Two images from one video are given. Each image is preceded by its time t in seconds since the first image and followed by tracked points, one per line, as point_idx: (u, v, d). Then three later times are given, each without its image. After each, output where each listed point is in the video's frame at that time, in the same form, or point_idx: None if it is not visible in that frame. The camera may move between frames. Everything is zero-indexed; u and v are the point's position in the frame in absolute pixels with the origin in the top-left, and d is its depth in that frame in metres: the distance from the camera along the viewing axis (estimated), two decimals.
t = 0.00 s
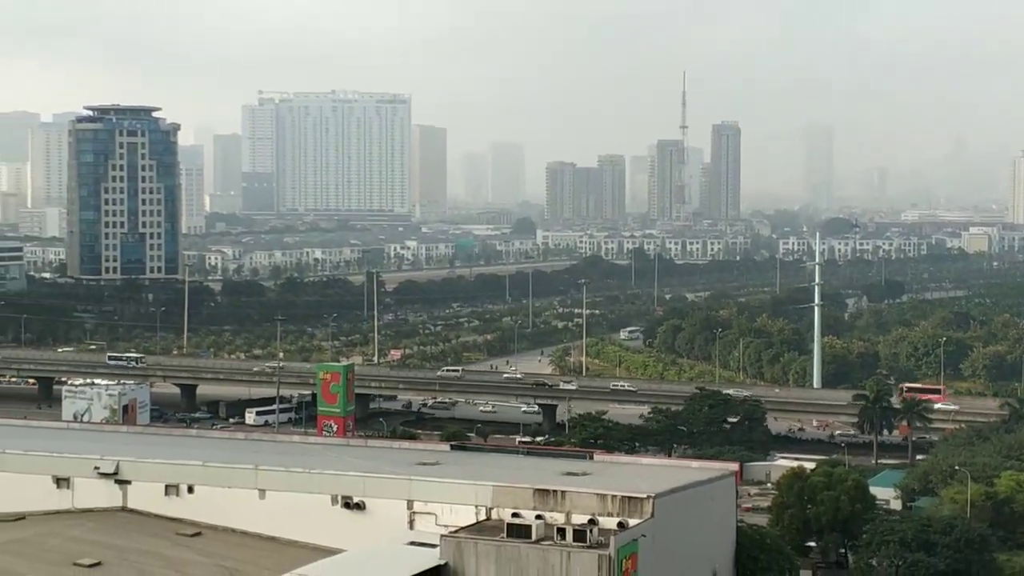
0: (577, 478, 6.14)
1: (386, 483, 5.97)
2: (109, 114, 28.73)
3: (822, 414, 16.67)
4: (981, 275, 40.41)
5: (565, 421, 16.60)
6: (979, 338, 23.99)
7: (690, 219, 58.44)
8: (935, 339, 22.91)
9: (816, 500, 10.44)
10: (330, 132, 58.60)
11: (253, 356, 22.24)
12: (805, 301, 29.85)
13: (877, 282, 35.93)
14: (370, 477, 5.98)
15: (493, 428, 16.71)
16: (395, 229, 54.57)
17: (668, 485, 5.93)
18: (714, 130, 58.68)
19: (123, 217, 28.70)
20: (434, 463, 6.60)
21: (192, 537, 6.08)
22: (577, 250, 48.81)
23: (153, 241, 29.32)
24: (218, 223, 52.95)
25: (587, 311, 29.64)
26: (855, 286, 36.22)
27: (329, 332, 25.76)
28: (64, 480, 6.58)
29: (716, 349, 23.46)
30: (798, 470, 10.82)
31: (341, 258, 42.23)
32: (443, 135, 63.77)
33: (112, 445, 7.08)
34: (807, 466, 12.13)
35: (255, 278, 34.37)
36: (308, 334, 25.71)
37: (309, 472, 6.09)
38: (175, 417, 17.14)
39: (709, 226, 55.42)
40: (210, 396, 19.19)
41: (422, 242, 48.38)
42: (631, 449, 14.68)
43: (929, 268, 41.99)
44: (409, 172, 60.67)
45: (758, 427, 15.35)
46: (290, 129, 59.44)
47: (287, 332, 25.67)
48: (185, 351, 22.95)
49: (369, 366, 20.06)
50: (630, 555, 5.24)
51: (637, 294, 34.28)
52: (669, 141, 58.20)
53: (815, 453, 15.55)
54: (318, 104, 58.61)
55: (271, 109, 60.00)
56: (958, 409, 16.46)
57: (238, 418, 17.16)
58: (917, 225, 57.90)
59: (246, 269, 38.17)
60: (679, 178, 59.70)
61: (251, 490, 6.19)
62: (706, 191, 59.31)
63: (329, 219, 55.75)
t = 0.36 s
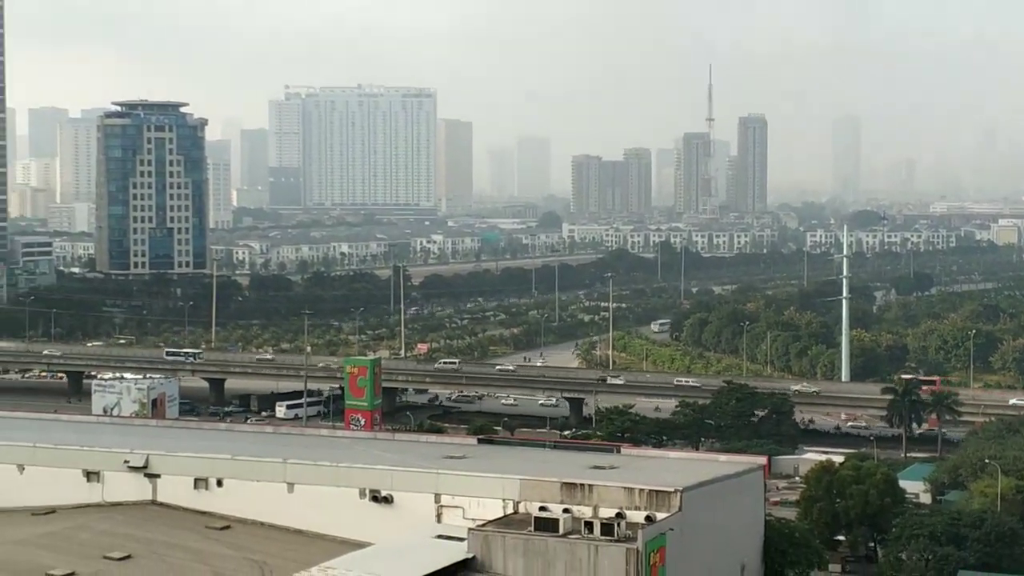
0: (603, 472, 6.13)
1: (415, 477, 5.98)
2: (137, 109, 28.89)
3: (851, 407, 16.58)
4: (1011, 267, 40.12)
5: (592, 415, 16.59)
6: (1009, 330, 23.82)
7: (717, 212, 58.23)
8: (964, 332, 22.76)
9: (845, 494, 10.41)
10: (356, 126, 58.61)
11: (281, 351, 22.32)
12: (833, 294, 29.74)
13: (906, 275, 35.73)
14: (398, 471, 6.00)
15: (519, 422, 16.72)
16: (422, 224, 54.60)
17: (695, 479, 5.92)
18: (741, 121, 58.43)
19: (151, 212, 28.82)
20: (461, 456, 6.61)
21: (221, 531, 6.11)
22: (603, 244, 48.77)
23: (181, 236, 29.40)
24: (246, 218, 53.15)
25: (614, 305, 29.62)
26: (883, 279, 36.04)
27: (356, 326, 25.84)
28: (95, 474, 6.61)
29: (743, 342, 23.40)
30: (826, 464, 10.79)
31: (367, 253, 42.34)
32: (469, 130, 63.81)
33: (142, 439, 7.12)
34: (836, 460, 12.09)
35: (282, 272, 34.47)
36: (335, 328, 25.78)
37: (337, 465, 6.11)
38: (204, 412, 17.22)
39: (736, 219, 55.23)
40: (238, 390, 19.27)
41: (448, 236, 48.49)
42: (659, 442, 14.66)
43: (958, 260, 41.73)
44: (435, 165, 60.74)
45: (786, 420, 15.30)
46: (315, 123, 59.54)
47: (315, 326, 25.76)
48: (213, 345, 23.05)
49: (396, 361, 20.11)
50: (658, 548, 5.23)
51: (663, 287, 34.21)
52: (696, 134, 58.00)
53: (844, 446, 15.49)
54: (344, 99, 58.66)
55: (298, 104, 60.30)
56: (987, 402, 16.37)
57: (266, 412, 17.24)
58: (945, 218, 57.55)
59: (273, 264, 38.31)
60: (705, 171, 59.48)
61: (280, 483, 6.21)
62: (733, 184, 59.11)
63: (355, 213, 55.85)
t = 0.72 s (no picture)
0: (629, 468, 6.13)
1: (440, 471, 6.00)
2: (166, 104, 28.87)
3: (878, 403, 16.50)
4: None
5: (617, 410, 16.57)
6: None
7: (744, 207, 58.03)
8: (993, 329, 22.60)
9: (871, 490, 10.36)
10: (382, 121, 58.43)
11: (307, 344, 22.40)
12: (861, 290, 29.59)
13: (934, 271, 35.52)
14: (424, 464, 6.01)
15: (545, 417, 16.73)
16: (448, 218, 54.61)
17: (721, 475, 5.91)
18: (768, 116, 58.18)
19: (179, 206, 28.92)
20: (487, 451, 6.62)
21: (247, 524, 6.14)
22: (630, 239, 48.70)
23: (208, 229, 29.52)
24: (273, 211, 53.30)
25: (641, 300, 29.56)
26: (911, 275, 35.82)
27: (382, 319, 25.89)
28: (122, 467, 6.65)
29: (770, 337, 23.32)
30: (853, 460, 10.74)
31: (394, 247, 42.41)
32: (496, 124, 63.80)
33: (169, 432, 7.16)
34: (862, 457, 12.04)
35: (308, 266, 34.55)
36: (361, 322, 25.84)
37: (364, 459, 6.13)
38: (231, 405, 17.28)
39: (763, 214, 55.03)
40: (265, 384, 19.34)
41: (474, 230, 48.51)
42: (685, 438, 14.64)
43: (987, 256, 41.48)
44: (461, 160, 60.77)
45: (813, 416, 15.24)
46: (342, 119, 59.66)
47: (341, 320, 25.84)
48: (240, 339, 23.14)
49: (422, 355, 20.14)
50: (683, 543, 5.22)
51: (690, 283, 34.10)
52: (724, 129, 57.79)
53: (872, 442, 15.42)
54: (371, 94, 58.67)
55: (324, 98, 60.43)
56: (1015, 399, 16.27)
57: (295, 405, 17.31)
58: (974, 213, 57.18)
59: (299, 257, 38.40)
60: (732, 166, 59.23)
61: (306, 476, 6.23)
62: (761, 179, 58.88)
63: (382, 208, 55.91)
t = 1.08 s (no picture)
0: (656, 460, 6.12)
1: (467, 464, 6.01)
2: (194, 96, 29.11)
3: (905, 395, 16.41)
4: None
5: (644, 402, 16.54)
6: None
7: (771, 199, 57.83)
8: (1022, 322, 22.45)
9: (899, 483, 10.32)
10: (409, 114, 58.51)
11: (335, 337, 22.46)
12: (889, 282, 29.45)
13: (963, 263, 35.31)
14: (450, 457, 6.02)
15: (572, 409, 16.73)
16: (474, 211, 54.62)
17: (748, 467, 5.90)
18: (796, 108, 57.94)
19: (207, 198, 29.06)
20: (513, 444, 6.62)
21: (275, 515, 6.16)
22: (657, 231, 48.61)
23: (236, 222, 29.60)
24: (300, 204, 53.42)
25: (668, 293, 29.49)
26: (939, 267, 35.62)
27: (409, 312, 25.93)
28: (150, 458, 6.69)
29: (798, 330, 23.24)
30: (881, 453, 10.70)
31: (421, 239, 42.48)
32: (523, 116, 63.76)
33: (198, 424, 7.20)
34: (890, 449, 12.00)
35: (335, 259, 34.65)
36: (389, 314, 25.89)
37: (390, 451, 6.15)
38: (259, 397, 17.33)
39: (791, 206, 54.81)
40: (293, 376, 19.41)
41: (501, 223, 48.50)
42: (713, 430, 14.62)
43: (1016, 248, 41.22)
44: (488, 152, 60.78)
45: (841, 409, 15.17)
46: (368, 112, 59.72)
47: (368, 313, 25.89)
48: (267, 332, 23.22)
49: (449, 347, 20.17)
50: (710, 536, 5.21)
51: (717, 275, 34.01)
52: (751, 121, 57.61)
53: (900, 435, 15.35)
54: (397, 87, 58.75)
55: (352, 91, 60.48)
56: None
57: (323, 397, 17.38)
58: (1004, 205, 56.82)
59: (326, 250, 38.48)
60: (760, 158, 59.00)
61: (333, 468, 6.25)
62: (788, 171, 58.66)
63: (409, 200, 55.95)
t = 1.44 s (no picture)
0: (680, 452, 6.11)
1: (491, 457, 6.02)
2: (217, 90, 29.12)
3: (930, 388, 16.34)
4: None
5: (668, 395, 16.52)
6: None
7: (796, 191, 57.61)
8: None
9: (925, 476, 10.28)
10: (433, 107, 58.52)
11: (359, 330, 22.50)
12: (914, 275, 29.28)
13: (990, 255, 35.09)
14: (475, 450, 6.03)
15: (597, 402, 16.74)
16: (498, 204, 54.61)
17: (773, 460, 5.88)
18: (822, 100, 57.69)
19: (232, 191, 29.15)
20: (538, 437, 6.62)
21: (301, 508, 6.19)
22: (682, 224, 48.52)
23: (261, 216, 29.73)
24: (324, 197, 53.50)
25: (692, 286, 29.41)
26: (965, 259, 35.39)
27: (433, 305, 25.95)
28: (176, 451, 6.72)
29: (823, 323, 23.15)
30: (907, 445, 10.65)
31: (445, 232, 42.51)
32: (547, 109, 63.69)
33: (224, 417, 7.23)
34: (915, 442, 11.96)
35: (359, 252, 34.71)
36: (413, 308, 25.93)
37: (414, 444, 6.15)
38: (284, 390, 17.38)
39: (815, 198, 54.58)
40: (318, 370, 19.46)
41: (525, 216, 48.46)
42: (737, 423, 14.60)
43: None
44: (512, 145, 60.77)
45: (866, 402, 15.10)
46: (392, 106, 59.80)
47: (392, 306, 25.93)
48: (293, 325, 23.29)
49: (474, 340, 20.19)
50: (736, 530, 5.20)
51: (741, 268, 33.89)
52: (776, 113, 57.39)
53: (925, 428, 15.28)
54: (422, 80, 58.84)
55: (375, 84, 60.52)
56: None
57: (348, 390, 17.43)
58: None
59: (351, 244, 38.53)
60: (785, 151, 58.73)
61: (358, 462, 6.26)
62: (813, 163, 58.43)
63: (433, 193, 55.96)
